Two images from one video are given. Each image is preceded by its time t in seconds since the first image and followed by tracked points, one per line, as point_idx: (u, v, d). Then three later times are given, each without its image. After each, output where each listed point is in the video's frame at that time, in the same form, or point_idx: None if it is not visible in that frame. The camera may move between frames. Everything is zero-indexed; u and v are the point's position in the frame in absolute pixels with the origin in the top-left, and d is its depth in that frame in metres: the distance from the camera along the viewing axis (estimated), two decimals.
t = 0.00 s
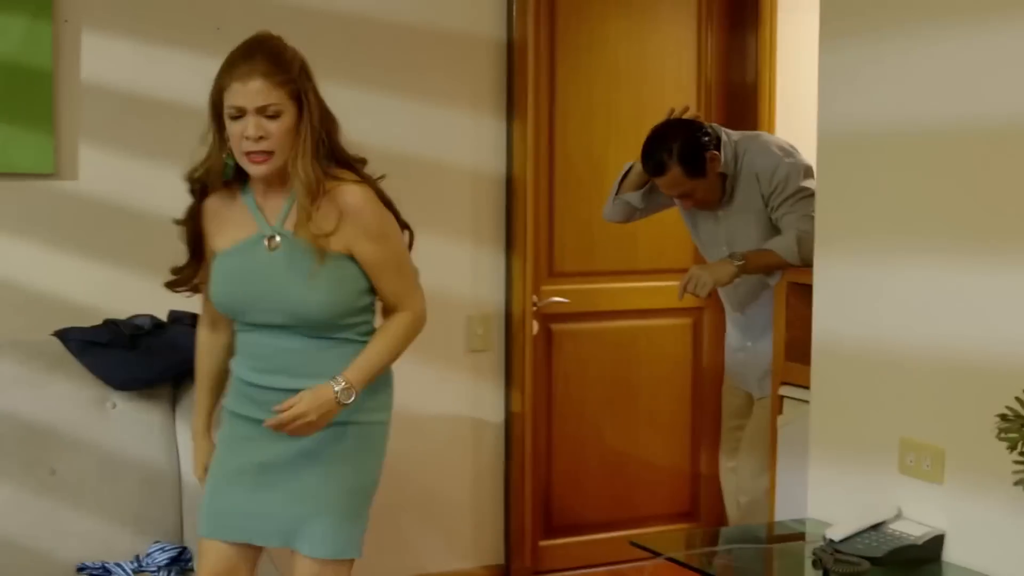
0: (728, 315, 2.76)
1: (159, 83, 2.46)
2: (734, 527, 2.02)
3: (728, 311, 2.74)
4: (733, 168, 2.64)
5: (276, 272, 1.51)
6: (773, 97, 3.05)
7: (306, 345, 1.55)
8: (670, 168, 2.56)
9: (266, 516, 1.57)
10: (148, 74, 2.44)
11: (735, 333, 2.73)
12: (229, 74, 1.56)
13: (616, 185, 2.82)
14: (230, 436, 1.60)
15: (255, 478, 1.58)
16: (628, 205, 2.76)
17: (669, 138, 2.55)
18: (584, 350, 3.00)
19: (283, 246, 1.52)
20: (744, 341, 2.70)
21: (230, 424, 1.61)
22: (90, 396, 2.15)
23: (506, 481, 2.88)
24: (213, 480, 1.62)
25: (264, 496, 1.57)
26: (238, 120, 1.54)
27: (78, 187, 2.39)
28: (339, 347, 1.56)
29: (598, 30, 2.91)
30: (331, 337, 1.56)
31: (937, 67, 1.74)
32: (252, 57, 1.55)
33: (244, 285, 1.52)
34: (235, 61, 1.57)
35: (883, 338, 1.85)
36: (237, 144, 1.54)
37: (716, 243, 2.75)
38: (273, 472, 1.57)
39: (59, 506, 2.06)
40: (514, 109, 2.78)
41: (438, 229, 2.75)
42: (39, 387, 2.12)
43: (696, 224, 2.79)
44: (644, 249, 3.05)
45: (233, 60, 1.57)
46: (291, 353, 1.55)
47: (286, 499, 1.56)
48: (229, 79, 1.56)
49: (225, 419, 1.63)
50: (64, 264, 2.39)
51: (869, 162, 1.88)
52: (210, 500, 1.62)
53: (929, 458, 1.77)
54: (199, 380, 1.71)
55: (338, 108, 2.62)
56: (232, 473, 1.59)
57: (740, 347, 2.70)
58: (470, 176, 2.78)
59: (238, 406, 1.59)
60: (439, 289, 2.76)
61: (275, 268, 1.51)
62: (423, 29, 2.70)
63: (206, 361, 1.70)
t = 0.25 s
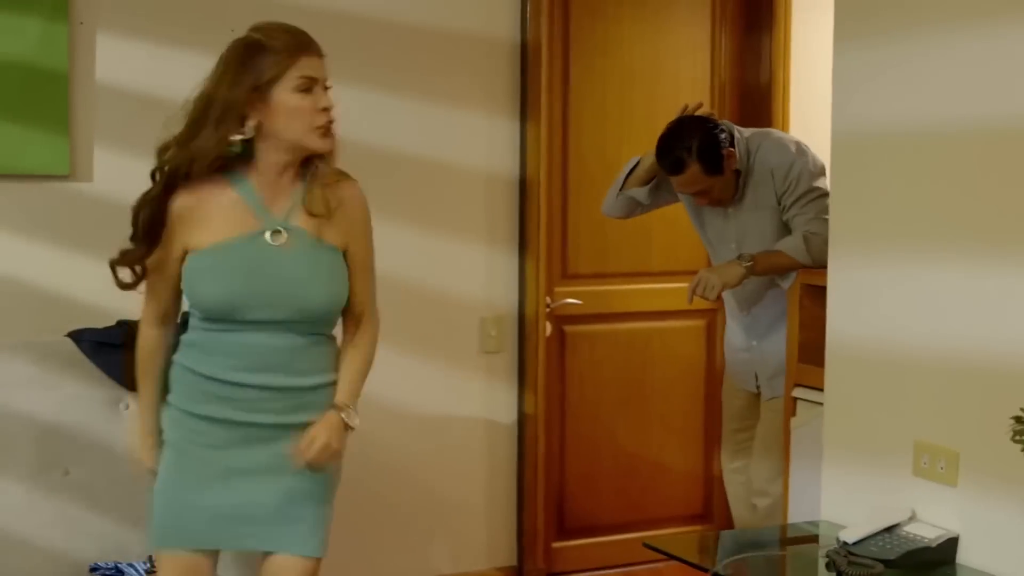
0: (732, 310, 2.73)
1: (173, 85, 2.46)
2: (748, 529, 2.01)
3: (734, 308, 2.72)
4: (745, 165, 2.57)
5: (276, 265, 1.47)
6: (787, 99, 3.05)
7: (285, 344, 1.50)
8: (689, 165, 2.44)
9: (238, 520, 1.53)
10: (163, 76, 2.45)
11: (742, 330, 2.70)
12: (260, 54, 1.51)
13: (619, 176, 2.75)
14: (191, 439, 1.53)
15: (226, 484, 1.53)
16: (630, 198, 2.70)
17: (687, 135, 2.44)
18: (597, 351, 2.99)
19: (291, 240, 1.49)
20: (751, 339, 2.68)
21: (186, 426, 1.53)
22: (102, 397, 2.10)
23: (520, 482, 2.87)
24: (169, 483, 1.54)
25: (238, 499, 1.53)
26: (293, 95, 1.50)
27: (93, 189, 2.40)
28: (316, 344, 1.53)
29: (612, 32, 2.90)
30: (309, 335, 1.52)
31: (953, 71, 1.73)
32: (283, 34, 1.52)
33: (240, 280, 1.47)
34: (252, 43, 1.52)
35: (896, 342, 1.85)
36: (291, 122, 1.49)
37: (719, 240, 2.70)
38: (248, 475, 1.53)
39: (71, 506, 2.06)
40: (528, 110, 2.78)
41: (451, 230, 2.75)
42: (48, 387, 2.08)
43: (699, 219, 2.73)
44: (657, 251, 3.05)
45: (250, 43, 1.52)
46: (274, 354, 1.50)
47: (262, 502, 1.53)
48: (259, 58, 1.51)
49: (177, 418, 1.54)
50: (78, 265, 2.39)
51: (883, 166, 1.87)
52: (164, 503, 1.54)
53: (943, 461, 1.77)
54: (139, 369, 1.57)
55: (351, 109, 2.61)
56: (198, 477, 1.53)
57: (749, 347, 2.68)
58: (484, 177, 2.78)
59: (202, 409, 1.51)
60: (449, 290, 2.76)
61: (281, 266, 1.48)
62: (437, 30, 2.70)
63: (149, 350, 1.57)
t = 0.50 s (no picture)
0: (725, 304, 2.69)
1: (179, 89, 2.46)
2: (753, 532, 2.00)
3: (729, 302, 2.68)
4: (755, 160, 2.53)
5: (286, 294, 1.46)
6: (792, 102, 3.05)
7: (256, 372, 1.48)
8: (705, 153, 2.40)
9: (218, 553, 1.46)
10: (168, 79, 2.45)
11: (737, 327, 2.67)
12: (307, 86, 1.48)
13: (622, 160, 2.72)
14: (171, 473, 1.42)
15: (210, 517, 1.45)
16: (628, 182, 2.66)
17: (705, 122, 2.40)
18: (600, 354, 3.00)
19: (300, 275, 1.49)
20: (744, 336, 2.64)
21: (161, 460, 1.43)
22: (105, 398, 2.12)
23: (524, 484, 2.87)
24: (147, 523, 1.42)
25: (219, 531, 1.46)
26: (337, 125, 1.52)
27: (98, 192, 2.40)
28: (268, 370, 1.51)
29: (616, 35, 2.90)
30: (269, 364, 1.50)
31: (957, 74, 1.73)
32: (301, 58, 1.50)
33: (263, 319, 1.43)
34: (286, 71, 1.47)
35: (898, 345, 1.86)
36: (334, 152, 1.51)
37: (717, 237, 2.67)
38: (233, 498, 1.47)
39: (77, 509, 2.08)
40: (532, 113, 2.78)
41: (455, 232, 2.75)
42: (54, 390, 2.10)
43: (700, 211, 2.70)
44: (661, 254, 3.05)
45: (280, 69, 1.47)
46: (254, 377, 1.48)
47: (238, 532, 1.47)
48: (306, 90, 1.47)
49: (145, 454, 1.43)
50: (83, 268, 2.40)
51: (888, 169, 1.87)
52: (145, 545, 1.42)
53: (947, 463, 1.77)
54: (81, 395, 1.39)
55: (356, 112, 2.62)
56: (184, 513, 1.43)
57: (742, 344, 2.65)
58: (488, 180, 2.78)
59: (182, 439, 1.43)
60: (453, 292, 2.76)
61: (289, 299, 1.46)
62: (442, 33, 2.70)
63: (102, 371, 1.39)
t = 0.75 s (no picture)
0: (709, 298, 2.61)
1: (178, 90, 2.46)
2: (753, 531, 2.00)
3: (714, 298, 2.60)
4: (761, 154, 2.48)
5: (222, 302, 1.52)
6: (791, 102, 3.05)
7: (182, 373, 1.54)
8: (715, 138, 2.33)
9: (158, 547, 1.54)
10: (168, 80, 2.45)
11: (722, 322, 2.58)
12: (260, 91, 1.53)
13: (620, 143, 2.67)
14: (120, 477, 1.49)
15: (152, 514, 1.53)
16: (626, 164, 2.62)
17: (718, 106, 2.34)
18: (600, 354, 3.00)
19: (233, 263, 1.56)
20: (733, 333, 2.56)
21: (109, 464, 1.49)
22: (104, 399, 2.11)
23: (524, 483, 2.87)
24: (103, 528, 1.49)
25: (160, 525, 1.54)
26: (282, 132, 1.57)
27: (97, 193, 2.40)
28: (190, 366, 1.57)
29: (616, 35, 2.90)
30: (190, 357, 1.56)
31: (959, 74, 1.73)
32: (252, 62, 1.55)
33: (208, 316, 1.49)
34: (242, 77, 1.52)
35: (898, 345, 1.86)
36: (277, 156, 1.57)
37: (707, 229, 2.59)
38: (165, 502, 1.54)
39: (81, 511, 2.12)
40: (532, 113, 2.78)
41: (455, 232, 2.75)
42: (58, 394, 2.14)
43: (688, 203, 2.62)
44: (661, 254, 3.05)
45: (234, 72, 1.52)
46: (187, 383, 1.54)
47: (173, 524, 1.56)
48: (259, 96, 1.52)
49: (99, 459, 1.49)
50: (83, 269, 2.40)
51: (889, 169, 1.87)
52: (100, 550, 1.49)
53: (947, 464, 1.77)
54: (50, 427, 1.41)
55: (356, 113, 2.62)
56: (133, 513, 1.50)
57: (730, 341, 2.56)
58: (488, 180, 2.78)
59: (126, 442, 1.49)
60: (453, 292, 2.76)
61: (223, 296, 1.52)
62: (442, 33, 2.70)
63: (66, 396, 1.41)
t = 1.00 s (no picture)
0: (683, 310, 2.27)
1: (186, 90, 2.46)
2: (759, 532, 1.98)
3: (690, 309, 2.27)
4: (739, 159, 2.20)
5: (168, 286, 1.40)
6: (799, 102, 3.04)
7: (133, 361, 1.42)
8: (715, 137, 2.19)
9: (121, 541, 1.41)
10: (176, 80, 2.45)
11: (700, 334, 2.26)
12: (202, 69, 1.37)
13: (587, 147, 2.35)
14: (85, 469, 1.35)
15: (115, 506, 1.40)
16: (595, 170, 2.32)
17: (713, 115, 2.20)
18: (608, 354, 3.00)
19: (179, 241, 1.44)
20: (713, 345, 2.24)
21: (73, 455, 1.35)
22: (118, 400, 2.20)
23: (531, 483, 2.87)
24: (69, 523, 1.34)
25: (123, 516, 1.41)
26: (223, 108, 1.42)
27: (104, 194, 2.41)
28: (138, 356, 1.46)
29: (625, 36, 2.91)
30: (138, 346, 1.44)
31: (967, 72, 1.73)
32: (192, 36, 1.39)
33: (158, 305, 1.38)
34: (184, 51, 1.37)
35: (903, 346, 1.86)
36: (219, 134, 1.42)
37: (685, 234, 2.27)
38: (121, 492, 1.41)
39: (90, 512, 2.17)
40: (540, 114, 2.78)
41: (462, 232, 2.76)
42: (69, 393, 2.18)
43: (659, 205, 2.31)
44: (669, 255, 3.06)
45: (175, 49, 1.37)
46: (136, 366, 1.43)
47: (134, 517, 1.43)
48: (202, 72, 1.37)
49: (62, 451, 1.34)
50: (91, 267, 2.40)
51: (896, 169, 1.87)
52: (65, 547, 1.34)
53: (955, 464, 1.77)
54: (14, 419, 1.27)
55: (363, 114, 2.63)
56: (101, 505, 1.37)
57: (710, 354, 2.25)
58: (496, 180, 2.79)
59: (90, 432, 1.36)
60: (461, 291, 2.77)
61: (171, 283, 1.41)
62: (450, 35, 2.71)
63: (31, 388, 1.27)
